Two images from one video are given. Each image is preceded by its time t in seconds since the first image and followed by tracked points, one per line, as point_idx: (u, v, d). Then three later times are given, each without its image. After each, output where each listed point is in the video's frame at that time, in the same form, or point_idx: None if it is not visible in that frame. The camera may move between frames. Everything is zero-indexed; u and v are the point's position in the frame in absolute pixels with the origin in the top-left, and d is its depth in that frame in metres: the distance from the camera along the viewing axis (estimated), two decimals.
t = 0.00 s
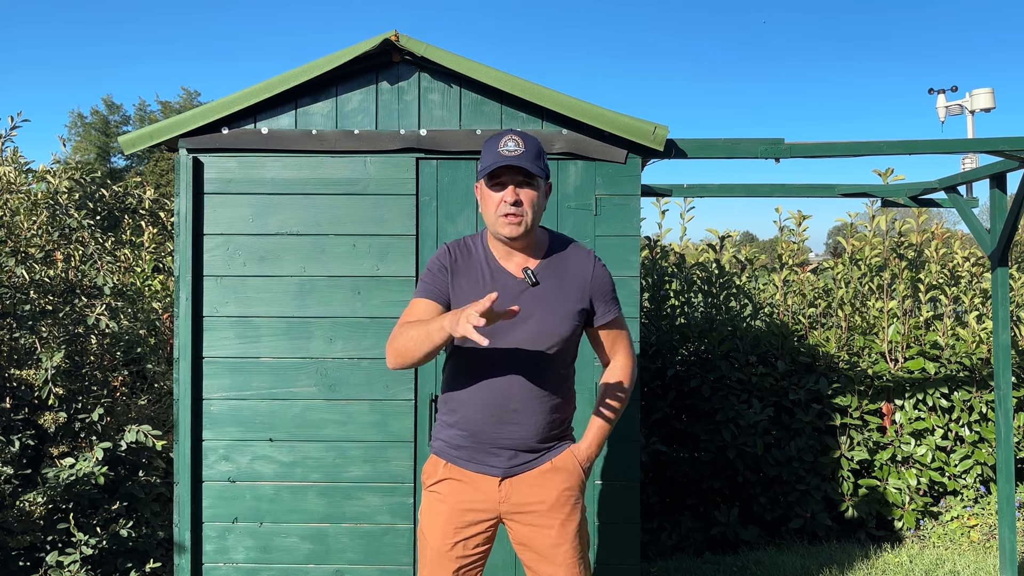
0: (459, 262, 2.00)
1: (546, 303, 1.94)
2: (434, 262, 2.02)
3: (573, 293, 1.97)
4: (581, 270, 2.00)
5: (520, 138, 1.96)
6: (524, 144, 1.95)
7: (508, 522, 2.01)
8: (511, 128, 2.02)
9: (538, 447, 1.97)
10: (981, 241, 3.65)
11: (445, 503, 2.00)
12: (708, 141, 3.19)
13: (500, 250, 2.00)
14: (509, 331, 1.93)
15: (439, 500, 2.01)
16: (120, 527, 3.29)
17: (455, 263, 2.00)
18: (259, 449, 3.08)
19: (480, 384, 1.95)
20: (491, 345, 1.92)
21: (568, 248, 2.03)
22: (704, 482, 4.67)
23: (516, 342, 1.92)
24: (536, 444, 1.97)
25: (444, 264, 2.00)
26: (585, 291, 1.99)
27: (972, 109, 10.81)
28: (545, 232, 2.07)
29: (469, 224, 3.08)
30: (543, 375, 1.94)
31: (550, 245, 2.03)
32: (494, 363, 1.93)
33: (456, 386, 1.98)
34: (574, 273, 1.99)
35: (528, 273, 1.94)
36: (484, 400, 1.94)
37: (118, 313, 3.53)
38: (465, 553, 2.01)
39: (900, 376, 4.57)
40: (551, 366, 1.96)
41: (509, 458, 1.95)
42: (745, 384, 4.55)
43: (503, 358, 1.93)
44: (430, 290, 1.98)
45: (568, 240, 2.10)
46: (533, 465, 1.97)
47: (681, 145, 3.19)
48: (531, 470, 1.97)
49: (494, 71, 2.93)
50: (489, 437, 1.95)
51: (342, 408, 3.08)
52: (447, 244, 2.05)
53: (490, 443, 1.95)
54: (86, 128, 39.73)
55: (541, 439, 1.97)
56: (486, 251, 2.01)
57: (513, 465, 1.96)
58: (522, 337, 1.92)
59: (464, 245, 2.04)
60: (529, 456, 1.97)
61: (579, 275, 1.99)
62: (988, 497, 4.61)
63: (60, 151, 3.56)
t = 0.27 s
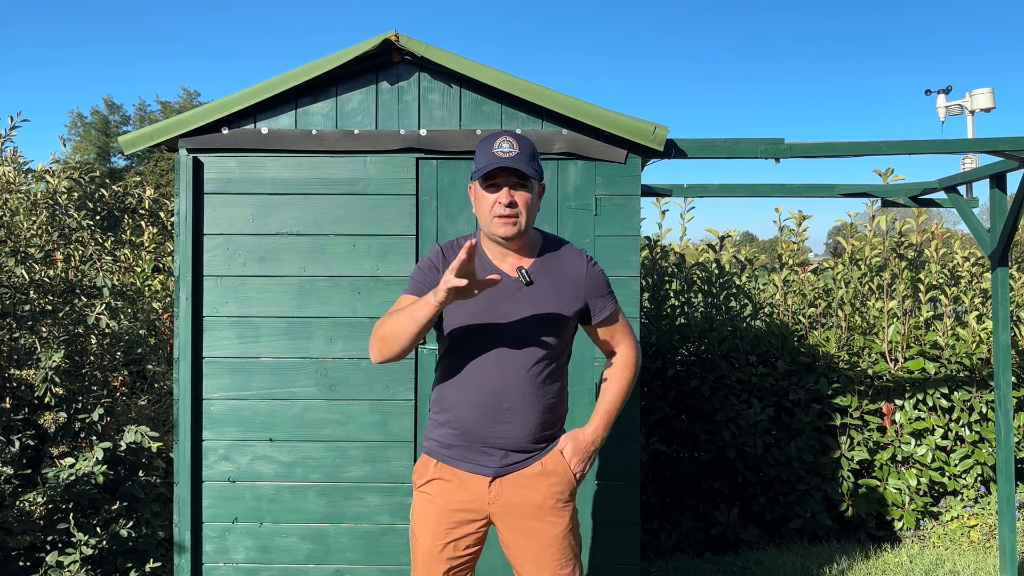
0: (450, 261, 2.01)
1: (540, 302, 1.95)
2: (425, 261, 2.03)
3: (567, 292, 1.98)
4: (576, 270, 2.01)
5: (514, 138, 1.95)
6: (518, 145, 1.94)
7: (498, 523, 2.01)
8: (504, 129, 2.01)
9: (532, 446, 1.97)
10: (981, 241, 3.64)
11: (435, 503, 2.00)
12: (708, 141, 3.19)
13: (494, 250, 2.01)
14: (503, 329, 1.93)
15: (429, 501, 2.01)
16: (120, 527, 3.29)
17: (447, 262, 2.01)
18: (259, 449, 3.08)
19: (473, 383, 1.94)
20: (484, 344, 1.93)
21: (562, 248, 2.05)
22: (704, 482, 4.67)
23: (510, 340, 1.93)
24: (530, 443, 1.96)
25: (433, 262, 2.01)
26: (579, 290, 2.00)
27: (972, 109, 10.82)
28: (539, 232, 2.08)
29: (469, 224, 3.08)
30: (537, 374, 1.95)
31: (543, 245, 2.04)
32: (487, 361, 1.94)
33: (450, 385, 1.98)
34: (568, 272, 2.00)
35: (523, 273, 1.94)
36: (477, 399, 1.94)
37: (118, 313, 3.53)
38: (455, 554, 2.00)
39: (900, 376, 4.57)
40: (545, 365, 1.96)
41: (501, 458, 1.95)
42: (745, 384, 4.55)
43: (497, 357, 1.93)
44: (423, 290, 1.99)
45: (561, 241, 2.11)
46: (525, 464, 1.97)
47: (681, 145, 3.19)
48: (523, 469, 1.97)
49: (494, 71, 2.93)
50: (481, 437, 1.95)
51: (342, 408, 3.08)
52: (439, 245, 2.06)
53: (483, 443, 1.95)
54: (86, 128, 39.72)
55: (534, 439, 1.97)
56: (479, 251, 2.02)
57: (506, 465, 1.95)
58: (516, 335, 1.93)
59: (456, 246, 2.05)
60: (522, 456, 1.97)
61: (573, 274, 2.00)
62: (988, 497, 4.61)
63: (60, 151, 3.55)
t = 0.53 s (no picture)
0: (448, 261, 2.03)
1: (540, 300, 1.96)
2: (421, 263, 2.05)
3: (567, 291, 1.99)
4: (575, 269, 2.02)
5: (512, 139, 1.95)
6: (516, 145, 1.94)
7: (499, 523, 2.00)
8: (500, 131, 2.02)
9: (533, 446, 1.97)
10: (981, 241, 3.64)
11: (436, 503, 2.00)
12: (708, 141, 3.19)
13: (493, 250, 2.03)
14: (502, 326, 1.94)
15: (431, 501, 2.02)
16: (120, 527, 3.29)
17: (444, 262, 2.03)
18: (259, 449, 3.08)
19: (473, 381, 1.95)
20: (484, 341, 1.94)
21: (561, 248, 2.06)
22: (704, 482, 4.67)
23: (510, 339, 1.93)
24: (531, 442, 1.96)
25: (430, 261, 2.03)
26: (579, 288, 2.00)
27: (972, 109, 10.81)
28: (536, 232, 2.10)
29: (469, 225, 3.08)
30: (538, 373, 1.94)
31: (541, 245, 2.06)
32: (488, 360, 1.94)
33: (451, 385, 1.99)
34: (568, 271, 2.01)
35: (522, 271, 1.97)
36: (479, 398, 1.94)
37: (118, 313, 3.53)
38: (456, 555, 2.00)
39: (900, 376, 4.57)
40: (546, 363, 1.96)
41: (503, 458, 1.95)
42: (745, 384, 4.55)
43: (498, 355, 1.93)
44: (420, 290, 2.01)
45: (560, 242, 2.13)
46: (527, 465, 1.97)
47: (681, 145, 3.19)
48: (525, 470, 1.97)
49: (494, 71, 2.93)
50: (483, 436, 1.95)
51: (342, 408, 3.08)
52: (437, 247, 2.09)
53: (484, 442, 1.95)
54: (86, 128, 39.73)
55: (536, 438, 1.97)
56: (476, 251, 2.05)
57: (507, 464, 1.95)
58: (516, 334, 1.93)
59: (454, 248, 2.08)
60: (524, 455, 1.96)
61: (572, 273, 2.01)
62: (988, 497, 4.61)
63: (60, 151, 3.56)
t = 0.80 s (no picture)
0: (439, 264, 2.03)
1: (533, 304, 1.96)
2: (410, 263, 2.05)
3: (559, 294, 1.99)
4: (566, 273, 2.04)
5: (510, 141, 1.97)
6: (514, 147, 1.96)
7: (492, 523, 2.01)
8: (496, 133, 2.03)
9: (526, 447, 1.98)
10: (981, 241, 3.64)
11: (429, 504, 1.99)
12: (708, 141, 3.20)
13: (484, 252, 2.03)
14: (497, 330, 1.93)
15: (423, 501, 2.00)
16: (120, 527, 3.29)
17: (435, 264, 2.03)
18: (259, 449, 3.08)
19: (466, 384, 1.95)
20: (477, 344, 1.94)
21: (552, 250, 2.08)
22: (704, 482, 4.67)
23: (504, 343, 1.93)
24: (524, 443, 1.97)
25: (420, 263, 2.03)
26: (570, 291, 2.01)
27: (972, 109, 10.81)
28: (528, 237, 2.12)
29: (468, 224, 3.08)
30: (531, 376, 1.95)
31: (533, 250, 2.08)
32: (481, 364, 1.94)
33: (442, 388, 1.98)
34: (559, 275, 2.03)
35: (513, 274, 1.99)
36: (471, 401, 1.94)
37: (118, 313, 3.53)
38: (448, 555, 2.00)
39: (899, 376, 4.57)
40: (539, 366, 1.97)
41: (495, 459, 1.96)
42: (745, 384, 4.55)
43: (491, 359, 1.93)
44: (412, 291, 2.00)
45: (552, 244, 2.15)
46: (519, 465, 1.98)
47: (681, 145, 3.19)
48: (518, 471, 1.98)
49: (495, 72, 2.93)
50: (475, 438, 1.95)
51: (343, 408, 3.08)
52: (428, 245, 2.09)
53: (477, 444, 1.95)
54: (86, 128, 39.73)
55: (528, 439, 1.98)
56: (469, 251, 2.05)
57: (500, 465, 1.96)
58: (510, 338, 1.93)
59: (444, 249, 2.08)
60: (516, 457, 1.98)
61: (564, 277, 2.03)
62: (988, 497, 4.61)
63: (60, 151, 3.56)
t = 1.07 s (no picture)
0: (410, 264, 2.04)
1: (497, 312, 2.01)
2: (384, 258, 2.03)
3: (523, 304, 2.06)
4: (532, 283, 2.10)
5: (497, 150, 1.98)
6: (500, 157, 1.98)
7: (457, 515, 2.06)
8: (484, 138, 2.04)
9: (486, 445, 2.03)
10: (981, 241, 3.64)
11: (395, 504, 2.01)
12: (708, 141, 3.20)
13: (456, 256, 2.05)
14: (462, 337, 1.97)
15: (389, 501, 2.02)
16: (120, 527, 3.29)
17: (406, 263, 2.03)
18: (259, 449, 3.08)
19: (427, 388, 1.97)
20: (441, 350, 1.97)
21: (519, 259, 2.13)
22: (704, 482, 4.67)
23: (468, 348, 1.97)
24: (483, 444, 2.03)
25: (393, 260, 2.02)
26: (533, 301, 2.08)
27: (972, 109, 10.82)
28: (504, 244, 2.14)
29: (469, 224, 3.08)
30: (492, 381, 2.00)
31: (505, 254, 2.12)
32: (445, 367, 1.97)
33: (404, 389, 1.99)
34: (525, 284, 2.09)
35: (483, 282, 2.01)
36: (434, 404, 1.96)
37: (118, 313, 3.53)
38: (417, 550, 2.04)
39: (899, 376, 4.57)
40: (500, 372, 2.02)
41: (457, 456, 2.00)
42: (745, 384, 4.55)
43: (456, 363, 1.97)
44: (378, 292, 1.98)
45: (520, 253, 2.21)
46: (480, 459, 2.03)
47: (681, 145, 3.19)
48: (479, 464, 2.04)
49: (495, 72, 2.93)
50: (437, 440, 1.98)
51: (342, 408, 3.08)
52: (399, 244, 2.07)
53: (439, 445, 1.98)
54: (86, 128, 39.72)
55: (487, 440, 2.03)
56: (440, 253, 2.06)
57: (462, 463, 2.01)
58: (474, 343, 1.98)
59: (418, 246, 2.08)
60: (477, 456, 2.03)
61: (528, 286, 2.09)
62: (988, 497, 4.61)
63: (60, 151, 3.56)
